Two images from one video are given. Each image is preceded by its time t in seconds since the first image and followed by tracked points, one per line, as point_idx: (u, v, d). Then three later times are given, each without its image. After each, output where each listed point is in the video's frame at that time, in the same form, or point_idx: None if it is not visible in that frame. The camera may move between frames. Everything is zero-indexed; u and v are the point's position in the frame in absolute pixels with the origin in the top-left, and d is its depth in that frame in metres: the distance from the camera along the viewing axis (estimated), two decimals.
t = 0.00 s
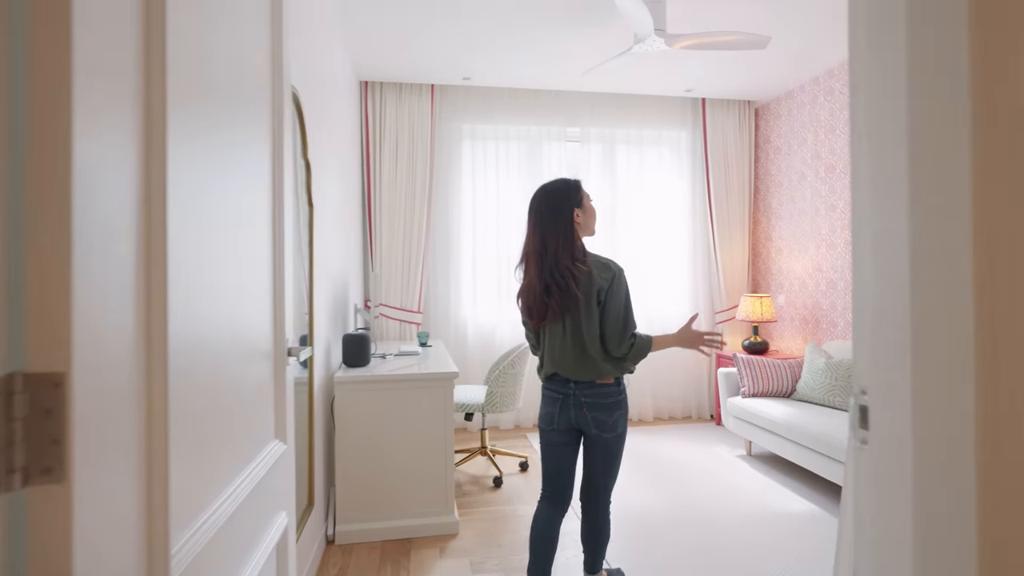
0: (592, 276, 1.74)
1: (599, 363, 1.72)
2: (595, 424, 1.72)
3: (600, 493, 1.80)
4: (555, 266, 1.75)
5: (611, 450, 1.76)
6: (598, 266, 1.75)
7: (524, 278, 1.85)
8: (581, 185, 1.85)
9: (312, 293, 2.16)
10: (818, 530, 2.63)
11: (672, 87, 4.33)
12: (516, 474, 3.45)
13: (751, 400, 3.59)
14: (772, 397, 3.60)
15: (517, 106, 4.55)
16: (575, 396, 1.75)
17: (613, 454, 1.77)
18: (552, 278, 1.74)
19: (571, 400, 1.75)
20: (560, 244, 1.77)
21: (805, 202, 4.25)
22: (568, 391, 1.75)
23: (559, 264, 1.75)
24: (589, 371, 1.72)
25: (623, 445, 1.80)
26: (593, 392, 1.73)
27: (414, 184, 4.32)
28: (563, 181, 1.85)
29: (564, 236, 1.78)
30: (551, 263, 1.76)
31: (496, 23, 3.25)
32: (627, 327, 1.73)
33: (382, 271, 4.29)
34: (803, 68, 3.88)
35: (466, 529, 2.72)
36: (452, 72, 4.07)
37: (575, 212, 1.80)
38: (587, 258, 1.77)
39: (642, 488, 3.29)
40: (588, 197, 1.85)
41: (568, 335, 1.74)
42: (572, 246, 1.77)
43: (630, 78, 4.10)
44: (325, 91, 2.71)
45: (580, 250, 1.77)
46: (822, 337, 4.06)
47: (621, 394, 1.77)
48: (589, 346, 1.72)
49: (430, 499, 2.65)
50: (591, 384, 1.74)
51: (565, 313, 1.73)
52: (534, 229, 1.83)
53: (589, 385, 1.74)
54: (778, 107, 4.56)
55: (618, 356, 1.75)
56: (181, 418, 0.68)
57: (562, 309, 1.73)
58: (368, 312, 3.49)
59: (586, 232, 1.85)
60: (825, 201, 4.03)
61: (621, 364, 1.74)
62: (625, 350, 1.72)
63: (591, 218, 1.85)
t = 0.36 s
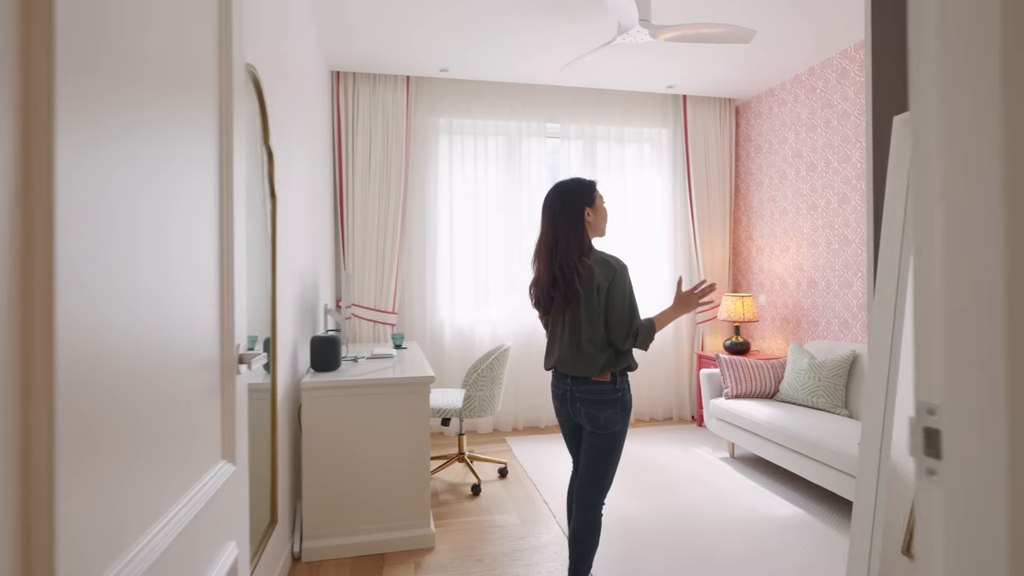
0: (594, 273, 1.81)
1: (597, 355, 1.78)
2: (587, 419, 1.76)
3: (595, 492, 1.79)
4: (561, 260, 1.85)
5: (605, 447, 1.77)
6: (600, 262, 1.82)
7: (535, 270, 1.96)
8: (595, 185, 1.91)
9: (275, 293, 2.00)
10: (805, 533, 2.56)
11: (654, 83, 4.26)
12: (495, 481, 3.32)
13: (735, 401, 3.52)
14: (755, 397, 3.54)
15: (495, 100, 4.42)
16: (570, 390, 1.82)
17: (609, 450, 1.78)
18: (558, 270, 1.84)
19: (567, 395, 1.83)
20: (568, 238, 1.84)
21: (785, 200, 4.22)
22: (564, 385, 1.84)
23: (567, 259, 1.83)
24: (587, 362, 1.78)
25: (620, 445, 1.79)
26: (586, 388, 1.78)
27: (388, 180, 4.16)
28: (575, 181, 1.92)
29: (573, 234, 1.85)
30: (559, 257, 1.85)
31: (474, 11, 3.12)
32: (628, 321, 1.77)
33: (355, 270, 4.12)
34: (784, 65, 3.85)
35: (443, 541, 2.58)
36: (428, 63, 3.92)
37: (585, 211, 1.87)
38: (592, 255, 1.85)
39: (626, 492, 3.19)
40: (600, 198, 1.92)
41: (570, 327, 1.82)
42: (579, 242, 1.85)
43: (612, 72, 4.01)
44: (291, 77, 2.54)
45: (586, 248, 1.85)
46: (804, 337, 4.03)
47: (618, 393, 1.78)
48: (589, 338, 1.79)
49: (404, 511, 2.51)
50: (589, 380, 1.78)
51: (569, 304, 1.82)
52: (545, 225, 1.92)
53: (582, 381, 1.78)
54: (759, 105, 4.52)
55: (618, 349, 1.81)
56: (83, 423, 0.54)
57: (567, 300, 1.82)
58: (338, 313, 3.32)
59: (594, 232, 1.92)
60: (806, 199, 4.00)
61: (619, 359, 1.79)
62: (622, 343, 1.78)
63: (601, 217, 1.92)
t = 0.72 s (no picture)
0: (576, 276, 1.87)
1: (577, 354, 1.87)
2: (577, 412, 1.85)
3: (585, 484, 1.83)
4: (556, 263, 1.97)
5: (596, 442, 1.82)
6: (583, 264, 1.88)
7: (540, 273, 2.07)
8: (596, 191, 1.98)
9: (229, 292, 1.83)
10: (788, 537, 2.50)
11: (631, 78, 4.19)
12: (470, 489, 3.18)
13: (714, 403, 3.46)
14: (734, 398, 3.49)
15: (470, 94, 4.28)
16: (563, 387, 1.92)
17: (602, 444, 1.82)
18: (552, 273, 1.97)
19: (561, 390, 1.94)
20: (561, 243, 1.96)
21: (763, 199, 4.20)
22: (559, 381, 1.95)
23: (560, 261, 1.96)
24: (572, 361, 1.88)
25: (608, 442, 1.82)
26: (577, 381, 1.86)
27: (357, 175, 3.98)
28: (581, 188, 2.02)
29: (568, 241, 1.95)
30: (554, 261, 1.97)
31: None
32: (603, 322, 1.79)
33: (323, 269, 3.93)
34: (762, 62, 3.82)
35: (414, 556, 2.44)
36: (400, 54, 3.75)
37: (580, 218, 1.97)
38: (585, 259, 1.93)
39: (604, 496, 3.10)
40: (600, 204, 1.98)
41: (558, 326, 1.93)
42: (573, 247, 1.94)
43: (589, 66, 3.92)
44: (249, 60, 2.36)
45: (581, 253, 1.94)
46: (782, 337, 4.01)
47: (606, 388, 1.83)
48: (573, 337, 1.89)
49: (372, 526, 2.35)
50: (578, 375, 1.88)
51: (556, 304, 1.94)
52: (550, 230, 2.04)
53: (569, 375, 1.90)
54: (736, 103, 4.49)
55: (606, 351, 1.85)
56: None
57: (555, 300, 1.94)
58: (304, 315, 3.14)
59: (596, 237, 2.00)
60: (783, 198, 3.98)
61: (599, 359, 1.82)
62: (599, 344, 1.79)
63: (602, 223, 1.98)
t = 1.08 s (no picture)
0: (565, 275, 2.11)
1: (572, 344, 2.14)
2: (568, 403, 2.10)
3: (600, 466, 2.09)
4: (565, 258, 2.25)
5: (597, 431, 2.05)
6: (574, 264, 2.12)
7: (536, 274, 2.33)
8: (593, 194, 2.19)
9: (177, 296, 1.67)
10: (772, 546, 2.44)
11: (609, 75, 4.11)
12: (443, 500, 3.05)
13: (694, 407, 3.39)
14: (714, 402, 3.43)
15: (444, 89, 4.14)
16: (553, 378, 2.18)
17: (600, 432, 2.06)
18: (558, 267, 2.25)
19: (551, 381, 2.20)
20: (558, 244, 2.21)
21: (740, 201, 4.17)
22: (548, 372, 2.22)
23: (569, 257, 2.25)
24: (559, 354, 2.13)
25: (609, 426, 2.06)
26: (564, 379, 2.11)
27: (326, 172, 3.81)
28: (581, 190, 2.24)
29: (564, 241, 2.21)
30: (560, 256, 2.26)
31: None
32: (589, 319, 2.02)
33: (289, 270, 3.75)
34: (740, 61, 3.79)
35: None
36: (370, 46, 3.60)
37: (574, 218, 2.21)
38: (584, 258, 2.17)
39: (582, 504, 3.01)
40: (597, 206, 2.19)
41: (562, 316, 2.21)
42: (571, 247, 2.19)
43: (568, 61, 3.83)
44: (204, 44, 2.19)
45: (576, 251, 2.18)
46: (759, 339, 3.99)
47: (591, 382, 2.06)
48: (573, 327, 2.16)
49: (337, 544, 2.21)
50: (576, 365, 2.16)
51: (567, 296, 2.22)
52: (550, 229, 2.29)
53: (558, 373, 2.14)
54: (714, 104, 4.46)
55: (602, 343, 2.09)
56: None
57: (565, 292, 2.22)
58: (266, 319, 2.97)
59: (592, 237, 2.22)
60: (761, 200, 3.95)
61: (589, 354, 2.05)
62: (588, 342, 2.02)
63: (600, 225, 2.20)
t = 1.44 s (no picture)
0: (568, 280, 2.10)
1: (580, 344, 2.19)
2: (574, 407, 2.10)
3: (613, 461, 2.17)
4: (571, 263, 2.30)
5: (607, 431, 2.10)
6: (575, 268, 2.11)
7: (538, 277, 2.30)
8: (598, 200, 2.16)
9: (128, 297, 1.55)
10: (757, 552, 2.38)
11: (592, 71, 4.05)
12: (420, 510, 2.94)
13: (676, 410, 3.33)
14: (696, 405, 3.38)
15: (422, 84, 4.03)
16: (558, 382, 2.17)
17: (611, 432, 2.12)
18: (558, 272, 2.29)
19: (556, 384, 2.19)
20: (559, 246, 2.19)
21: (722, 200, 4.14)
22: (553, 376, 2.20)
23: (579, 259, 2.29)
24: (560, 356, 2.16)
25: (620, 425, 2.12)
26: (570, 383, 2.12)
27: (298, 168, 3.67)
28: (586, 196, 2.20)
29: (567, 246, 2.18)
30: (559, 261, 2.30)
31: None
32: (589, 323, 2.02)
33: (260, 271, 3.60)
34: (722, 59, 3.76)
35: None
36: (344, 38, 3.47)
37: (579, 223, 2.18)
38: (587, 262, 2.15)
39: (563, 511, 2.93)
40: (600, 212, 2.16)
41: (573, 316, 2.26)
42: (572, 251, 2.17)
43: (550, 56, 3.75)
44: (163, 28, 2.05)
45: (579, 257, 2.16)
46: (740, 340, 3.96)
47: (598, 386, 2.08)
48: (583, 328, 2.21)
49: (305, 561, 2.09)
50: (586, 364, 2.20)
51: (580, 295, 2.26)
52: (552, 234, 2.25)
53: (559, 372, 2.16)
54: (695, 103, 4.43)
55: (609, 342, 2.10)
56: None
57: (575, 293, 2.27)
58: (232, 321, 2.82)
59: (596, 242, 2.20)
60: (743, 200, 3.93)
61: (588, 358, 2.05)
62: (588, 345, 2.03)
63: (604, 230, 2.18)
